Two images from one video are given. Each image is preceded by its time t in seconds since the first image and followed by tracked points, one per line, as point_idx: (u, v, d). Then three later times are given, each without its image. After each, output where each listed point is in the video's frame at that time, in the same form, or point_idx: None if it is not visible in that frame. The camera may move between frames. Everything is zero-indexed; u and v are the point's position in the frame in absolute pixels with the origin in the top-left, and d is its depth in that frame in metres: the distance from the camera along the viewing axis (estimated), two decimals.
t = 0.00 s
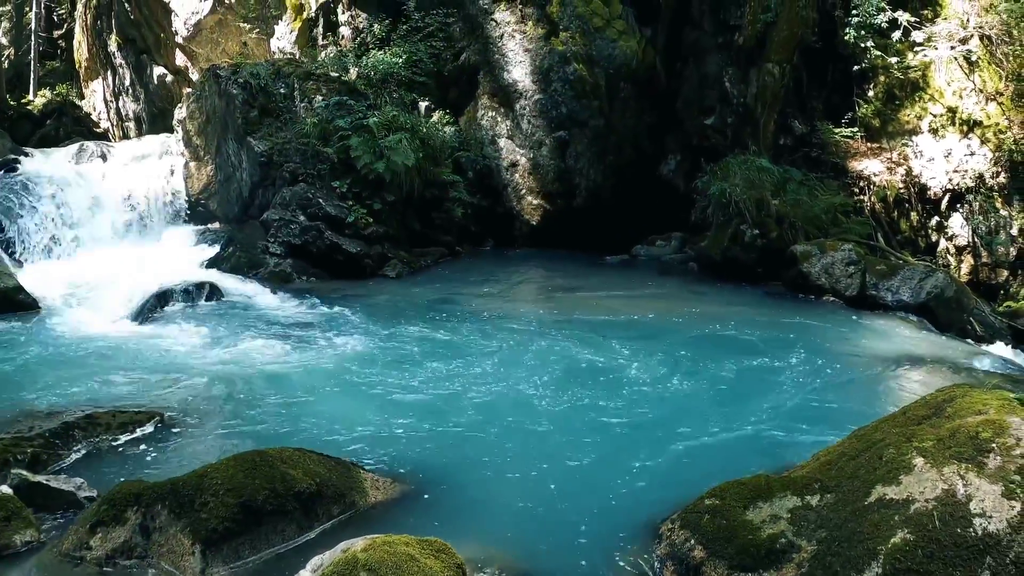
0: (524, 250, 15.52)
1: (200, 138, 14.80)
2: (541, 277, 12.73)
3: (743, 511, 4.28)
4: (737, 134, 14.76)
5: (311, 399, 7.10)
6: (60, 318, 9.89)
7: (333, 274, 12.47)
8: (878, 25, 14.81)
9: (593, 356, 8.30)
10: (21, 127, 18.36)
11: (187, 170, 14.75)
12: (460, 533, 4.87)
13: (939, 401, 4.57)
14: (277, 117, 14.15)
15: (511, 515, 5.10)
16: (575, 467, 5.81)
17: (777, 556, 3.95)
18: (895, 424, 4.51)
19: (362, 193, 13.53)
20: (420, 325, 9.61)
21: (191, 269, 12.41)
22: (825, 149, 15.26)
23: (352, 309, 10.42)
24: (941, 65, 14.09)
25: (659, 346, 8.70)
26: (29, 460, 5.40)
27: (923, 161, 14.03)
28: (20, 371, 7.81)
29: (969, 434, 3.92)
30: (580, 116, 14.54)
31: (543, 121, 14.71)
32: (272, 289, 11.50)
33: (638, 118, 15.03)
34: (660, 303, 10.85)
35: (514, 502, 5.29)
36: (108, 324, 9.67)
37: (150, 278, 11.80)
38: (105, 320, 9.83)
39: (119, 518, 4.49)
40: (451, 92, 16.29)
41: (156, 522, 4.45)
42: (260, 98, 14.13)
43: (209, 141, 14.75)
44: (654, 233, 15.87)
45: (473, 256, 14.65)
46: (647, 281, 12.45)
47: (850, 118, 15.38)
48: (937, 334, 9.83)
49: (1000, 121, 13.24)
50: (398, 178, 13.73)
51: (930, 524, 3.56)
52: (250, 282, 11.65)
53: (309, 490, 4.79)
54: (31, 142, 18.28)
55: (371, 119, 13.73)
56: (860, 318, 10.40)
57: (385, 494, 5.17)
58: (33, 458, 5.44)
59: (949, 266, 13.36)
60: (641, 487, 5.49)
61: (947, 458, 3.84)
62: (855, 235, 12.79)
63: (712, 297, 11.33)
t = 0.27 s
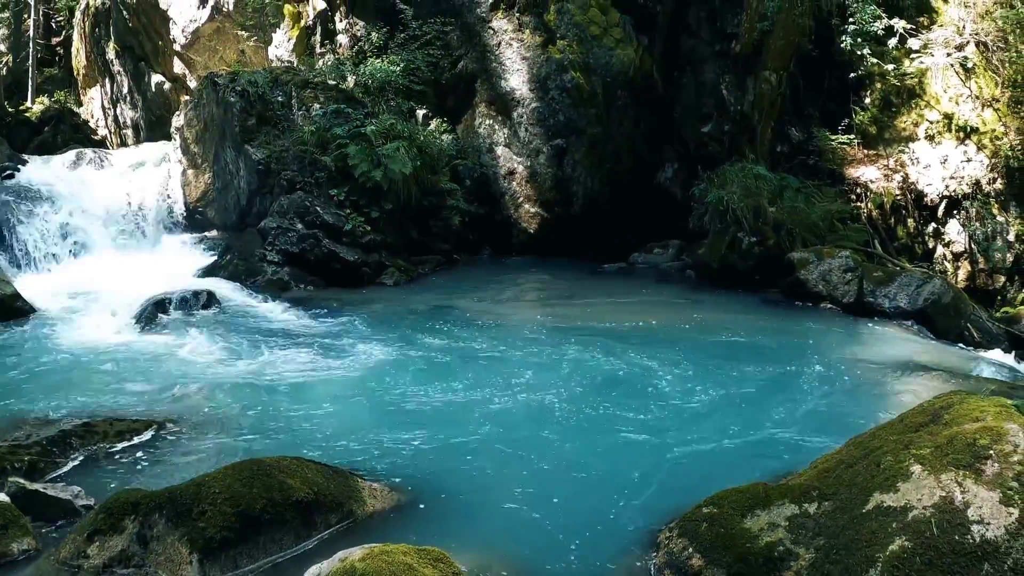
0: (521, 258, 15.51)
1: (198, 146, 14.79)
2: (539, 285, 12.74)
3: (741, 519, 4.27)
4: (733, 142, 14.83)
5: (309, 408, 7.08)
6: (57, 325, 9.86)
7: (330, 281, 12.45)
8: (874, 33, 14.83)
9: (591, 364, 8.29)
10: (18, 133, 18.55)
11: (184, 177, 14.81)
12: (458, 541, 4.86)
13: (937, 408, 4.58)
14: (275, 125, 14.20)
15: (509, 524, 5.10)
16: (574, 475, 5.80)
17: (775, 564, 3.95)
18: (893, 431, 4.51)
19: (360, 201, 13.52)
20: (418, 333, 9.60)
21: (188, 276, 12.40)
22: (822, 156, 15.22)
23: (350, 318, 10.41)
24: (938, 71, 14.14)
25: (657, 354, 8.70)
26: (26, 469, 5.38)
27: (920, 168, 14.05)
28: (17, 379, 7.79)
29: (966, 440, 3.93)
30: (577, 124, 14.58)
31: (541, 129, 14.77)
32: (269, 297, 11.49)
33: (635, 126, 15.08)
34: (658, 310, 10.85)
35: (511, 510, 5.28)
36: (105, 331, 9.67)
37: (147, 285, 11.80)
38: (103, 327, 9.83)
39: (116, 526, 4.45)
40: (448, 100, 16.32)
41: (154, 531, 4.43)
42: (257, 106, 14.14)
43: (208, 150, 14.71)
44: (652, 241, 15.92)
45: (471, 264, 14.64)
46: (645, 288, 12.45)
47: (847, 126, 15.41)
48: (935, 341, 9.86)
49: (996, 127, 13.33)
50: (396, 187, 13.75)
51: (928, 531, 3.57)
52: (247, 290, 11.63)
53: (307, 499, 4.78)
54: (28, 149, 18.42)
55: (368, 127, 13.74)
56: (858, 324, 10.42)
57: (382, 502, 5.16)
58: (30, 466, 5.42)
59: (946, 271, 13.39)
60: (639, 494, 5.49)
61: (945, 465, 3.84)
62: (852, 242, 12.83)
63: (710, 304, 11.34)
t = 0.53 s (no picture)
0: (519, 267, 15.47)
1: (196, 155, 14.81)
2: (536, 295, 12.74)
3: (739, 529, 4.25)
4: (730, 151, 14.94)
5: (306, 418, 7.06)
6: (53, 334, 9.86)
7: (327, 291, 12.41)
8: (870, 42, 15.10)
9: (589, 374, 8.27)
10: (17, 140, 19.06)
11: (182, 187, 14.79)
12: (454, 553, 4.83)
13: (934, 417, 4.57)
14: (273, 135, 14.16)
15: (505, 535, 5.07)
16: (573, 486, 5.77)
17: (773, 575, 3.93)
18: (891, 440, 4.50)
19: (357, 211, 13.52)
20: (415, 343, 9.61)
21: (186, 285, 12.39)
22: (819, 165, 15.25)
23: (347, 327, 10.41)
24: (933, 79, 14.26)
25: (654, 363, 8.70)
26: (23, 479, 5.36)
27: (917, 176, 14.07)
28: (14, 388, 7.79)
29: (963, 449, 3.93)
30: (574, 134, 14.64)
31: (538, 138, 14.83)
32: (266, 307, 11.48)
33: (632, 135, 15.11)
34: (655, 319, 10.85)
35: (508, 521, 5.25)
36: (102, 339, 9.68)
37: (144, 294, 11.82)
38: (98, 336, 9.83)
39: (113, 537, 4.43)
40: (446, 109, 16.38)
41: (150, 542, 4.40)
42: (255, 116, 14.13)
43: (206, 160, 14.51)
44: (649, 250, 15.93)
45: (468, 273, 14.62)
46: (642, 298, 12.46)
47: (844, 134, 15.59)
48: (932, 348, 9.88)
49: (992, 135, 13.40)
50: (393, 197, 13.76)
51: (925, 540, 3.58)
52: (244, 300, 11.62)
53: (304, 510, 4.76)
54: (28, 156, 18.93)
55: (365, 137, 13.74)
56: (856, 333, 10.43)
57: (380, 513, 5.14)
58: (27, 475, 5.41)
59: (943, 279, 13.46)
60: (636, 505, 5.46)
61: (943, 474, 3.84)
62: (849, 250, 12.88)
63: (707, 313, 11.36)
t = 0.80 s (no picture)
0: (517, 273, 15.47)
1: (195, 161, 14.82)
2: (533, 301, 12.73)
3: (738, 536, 4.22)
4: (728, 157, 14.95)
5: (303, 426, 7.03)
6: (51, 341, 9.83)
7: (325, 298, 12.39)
8: (867, 48, 14.97)
9: (587, 382, 8.25)
10: (16, 146, 19.25)
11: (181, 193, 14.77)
12: (451, 562, 4.81)
13: (933, 422, 4.56)
14: (272, 142, 14.18)
15: (503, 544, 5.04)
16: (573, 494, 5.75)
17: None
18: (890, 446, 4.50)
19: (356, 218, 13.58)
20: (413, 350, 9.60)
21: (184, 292, 12.38)
22: (817, 171, 15.25)
23: (345, 334, 10.41)
24: (931, 85, 14.34)
25: (651, 369, 8.69)
26: (21, 486, 5.35)
27: (915, 181, 14.12)
28: (11, 395, 7.78)
29: (962, 455, 3.94)
30: (572, 140, 14.65)
31: (536, 145, 14.83)
32: (265, 314, 11.47)
33: (630, 141, 15.12)
34: (654, 326, 10.85)
35: (506, 529, 5.23)
36: (102, 345, 9.71)
37: (143, 300, 11.85)
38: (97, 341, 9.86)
39: (111, 544, 4.40)
40: (444, 116, 16.42)
41: (149, 549, 4.37)
42: (254, 122, 14.15)
43: (203, 164, 14.73)
44: (646, 256, 15.95)
45: (466, 280, 14.61)
46: (641, 304, 12.47)
47: (841, 140, 15.46)
48: (929, 354, 9.90)
49: (990, 140, 13.56)
50: (391, 204, 13.76)
51: (925, 547, 3.58)
52: (242, 306, 11.61)
53: (302, 517, 4.75)
54: (26, 161, 19.13)
55: (364, 144, 13.76)
56: (856, 339, 10.41)
57: (378, 521, 5.13)
58: (25, 482, 5.39)
59: (941, 284, 13.50)
60: (634, 513, 5.44)
61: (942, 480, 3.84)
62: (846, 256, 12.94)
63: (705, 320, 11.37)
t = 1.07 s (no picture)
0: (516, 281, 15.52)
1: (194, 169, 14.71)
2: (531, 309, 12.73)
3: (736, 545, 4.20)
4: (727, 164, 14.97)
5: (302, 433, 7.04)
6: (47, 349, 9.76)
7: (324, 305, 12.38)
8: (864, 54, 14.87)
9: (591, 389, 8.25)
10: (15, 152, 19.27)
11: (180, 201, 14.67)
12: (450, 571, 4.79)
13: (932, 429, 4.56)
14: (271, 150, 14.17)
15: (502, 553, 5.02)
16: (573, 503, 5.73)
17: None
18: (889, 453, 4.49)
19: (354, 225, 13.56)
20: (411, 356, 9.64)
21: (183, 300, 12.35)
22: (815, 178, 15.29)
23: (344, 342, 10.40)
24: (929, 92, 14.35)
25: (652, 377, 8.68)
26: (19, 493, 5.31)
27: (912, 188, 14.19)
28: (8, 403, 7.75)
29: (961, 463, 3.93)
30: (571, 147, 14.68)
31: (534, 153, 14.86)
32: (264, 322, 11.44)
33: (628, 149, 15.14)
34: (653, 334, 10.84)
35: (505, 538, 5.21)
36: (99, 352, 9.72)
37: (141, 308, 11.86)
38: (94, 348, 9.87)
39: (108, 553, 4.38)
40: (442, 124, 16.47)
41: (146, 558, 4.36)
42: (252, 130, 14.16)
43: (202, 172, 14.65)
44: (646, 264, 15.94)
45: (465, 288, 14.60)
46: (640, 312, 12.47)
47: (839, 147, 15.36)
48: (928, 360, 9.89)
49: (987, 146, 13.62)
50: (390, 211, 13.77)
51: (924, 554, 3.57)
52: (241, 314, 11.59)
53: (301, 526, 4.73)
54: (24, 168, 19.28)
55: (362, 151, 13.78)
56: (856, 347, 10.37)
57: (377, 530, 5.12)
58: (23, 490, 5.35)
59: (939, 290, 13.60)
60: (635, 521, 5.43)
61: (940, 487, 3.84)
62: (845, 262, 12.96)
63: (704, 327, 11.39)
